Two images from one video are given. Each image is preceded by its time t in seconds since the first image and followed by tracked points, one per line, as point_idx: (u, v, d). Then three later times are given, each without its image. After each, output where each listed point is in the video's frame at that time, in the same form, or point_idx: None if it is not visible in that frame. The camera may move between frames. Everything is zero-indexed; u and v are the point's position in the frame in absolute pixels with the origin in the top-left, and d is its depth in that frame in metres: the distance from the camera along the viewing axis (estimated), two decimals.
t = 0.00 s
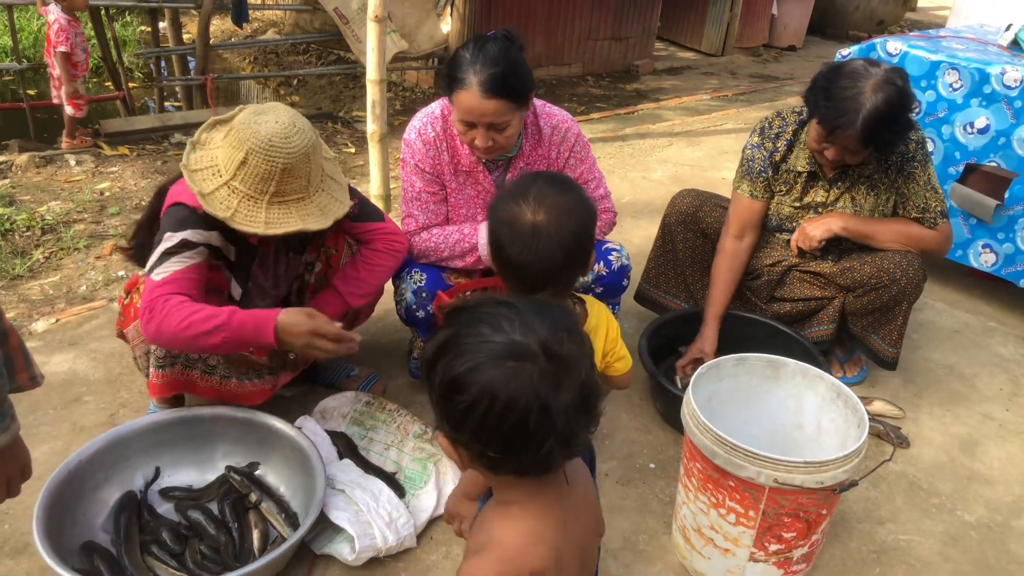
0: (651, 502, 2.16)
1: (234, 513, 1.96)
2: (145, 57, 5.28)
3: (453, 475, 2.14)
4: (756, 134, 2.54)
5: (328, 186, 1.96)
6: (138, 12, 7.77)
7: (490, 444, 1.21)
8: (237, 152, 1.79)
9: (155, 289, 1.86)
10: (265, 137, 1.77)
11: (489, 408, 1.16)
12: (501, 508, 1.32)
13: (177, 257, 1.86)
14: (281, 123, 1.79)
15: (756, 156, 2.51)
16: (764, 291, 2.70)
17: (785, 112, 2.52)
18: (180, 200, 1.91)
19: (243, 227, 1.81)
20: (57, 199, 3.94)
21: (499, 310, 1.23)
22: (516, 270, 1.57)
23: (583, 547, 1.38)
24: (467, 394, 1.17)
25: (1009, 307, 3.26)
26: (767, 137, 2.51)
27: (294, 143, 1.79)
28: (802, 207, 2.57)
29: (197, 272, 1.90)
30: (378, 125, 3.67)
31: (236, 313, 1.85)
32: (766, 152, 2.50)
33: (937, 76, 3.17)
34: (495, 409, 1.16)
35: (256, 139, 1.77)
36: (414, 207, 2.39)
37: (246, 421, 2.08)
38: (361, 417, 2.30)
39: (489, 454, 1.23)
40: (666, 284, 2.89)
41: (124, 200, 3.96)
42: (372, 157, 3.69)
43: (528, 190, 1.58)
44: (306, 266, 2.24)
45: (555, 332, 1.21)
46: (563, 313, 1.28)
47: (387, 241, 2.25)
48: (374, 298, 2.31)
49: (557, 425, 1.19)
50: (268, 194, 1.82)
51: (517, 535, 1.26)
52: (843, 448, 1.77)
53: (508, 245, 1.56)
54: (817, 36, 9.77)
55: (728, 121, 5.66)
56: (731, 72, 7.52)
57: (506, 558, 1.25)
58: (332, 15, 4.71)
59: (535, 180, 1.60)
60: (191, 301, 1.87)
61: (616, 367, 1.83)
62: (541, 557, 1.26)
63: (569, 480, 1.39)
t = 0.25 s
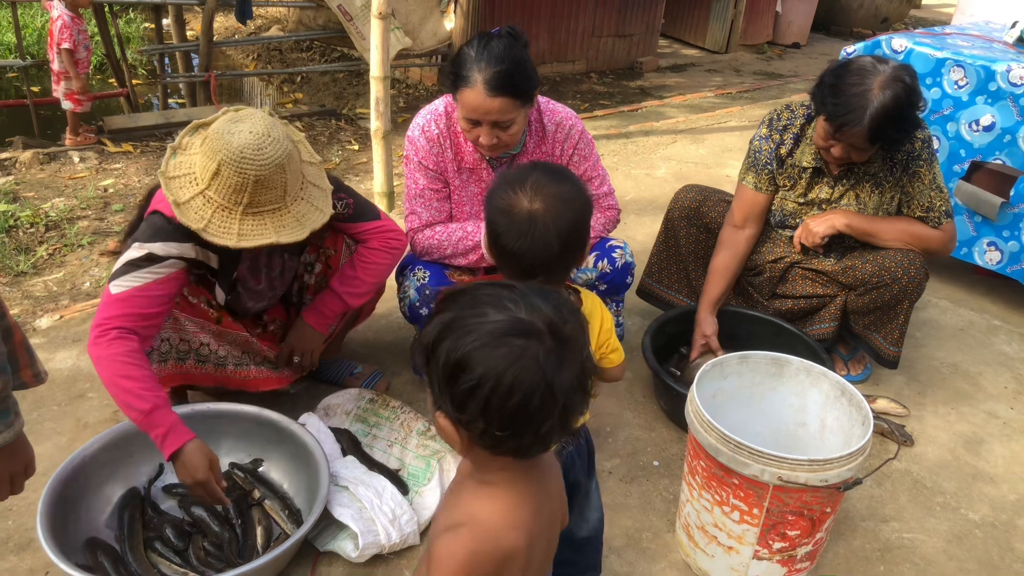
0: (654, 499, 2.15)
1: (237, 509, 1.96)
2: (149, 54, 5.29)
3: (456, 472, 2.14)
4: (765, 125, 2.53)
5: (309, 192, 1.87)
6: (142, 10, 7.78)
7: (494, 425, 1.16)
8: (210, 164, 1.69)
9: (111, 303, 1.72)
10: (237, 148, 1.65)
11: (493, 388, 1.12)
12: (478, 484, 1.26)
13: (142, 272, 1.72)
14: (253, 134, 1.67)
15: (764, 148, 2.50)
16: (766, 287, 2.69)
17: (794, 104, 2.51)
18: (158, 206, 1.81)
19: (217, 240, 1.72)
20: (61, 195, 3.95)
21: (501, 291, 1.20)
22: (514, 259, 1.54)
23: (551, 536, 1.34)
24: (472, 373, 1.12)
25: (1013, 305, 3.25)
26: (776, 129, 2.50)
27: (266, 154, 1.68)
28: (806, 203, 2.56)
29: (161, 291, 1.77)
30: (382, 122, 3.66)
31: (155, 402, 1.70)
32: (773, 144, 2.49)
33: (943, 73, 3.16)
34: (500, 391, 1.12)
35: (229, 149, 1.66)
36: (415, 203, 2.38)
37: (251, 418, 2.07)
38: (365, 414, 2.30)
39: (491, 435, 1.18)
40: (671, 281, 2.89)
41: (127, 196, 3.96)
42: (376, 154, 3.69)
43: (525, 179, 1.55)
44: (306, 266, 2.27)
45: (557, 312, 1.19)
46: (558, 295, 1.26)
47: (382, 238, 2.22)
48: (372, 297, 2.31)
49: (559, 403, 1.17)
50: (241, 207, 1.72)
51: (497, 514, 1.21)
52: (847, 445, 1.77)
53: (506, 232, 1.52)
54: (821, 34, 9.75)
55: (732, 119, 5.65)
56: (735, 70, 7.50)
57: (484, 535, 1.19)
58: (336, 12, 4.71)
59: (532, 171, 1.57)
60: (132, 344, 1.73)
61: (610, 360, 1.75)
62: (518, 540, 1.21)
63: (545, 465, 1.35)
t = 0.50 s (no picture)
0: (654, 495, 2.15)
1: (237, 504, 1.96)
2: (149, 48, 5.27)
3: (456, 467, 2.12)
4: (767, 119, 2.53)
5: (295, 194, 1.81)
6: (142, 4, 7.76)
7: (418, 389, 1.13)
8: (194, 171, 1.63)
9: (123, 315, 1.69)
10: (219, 153, 1.60)
11: (418, 351, 1.10)
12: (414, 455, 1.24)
13: (148, 278, 1.70)
14: (236, 137, 1.61)
15: (766, 141, 2.50)
16: (768, 283, 2.69)
17: (796, 99, 2.51)
18: (145, 204, 1.76)
19: (200, 246, 1.65)
20: (61, 190, 3.94)
21: (440, 263, 1.19)
22: (508, 250, 1.45)
23: (484, 516, 1.33)
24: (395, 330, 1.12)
25: (1015, 302, 3.24)
26: (778, 123, 2.50)
27: (248, 158, 1.62)
28: (808, 198, 2.56)
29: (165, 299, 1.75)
30: (382, 117, 3.65)
31: (190, 415, 1.73)
32: (776, 138, 2.48)
33: (945, 68, 3.15)
34: (424, 353, 1.10)
35: (210, 154, 1.61)
36: (415, 198, 2.37)
37: (252, 413, 2.06)
38: (365, 409, 2.29)
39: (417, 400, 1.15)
40: (672, 276, 2.88)
41: (127, 191, 3.95)
42: (376, 148, 3.68)
43: (516, 170, 1.48)
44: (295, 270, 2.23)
45: (492, 286, 1.18)
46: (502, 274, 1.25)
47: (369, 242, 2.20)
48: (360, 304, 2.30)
49: (485, 372, 1.13)
50: (226, 212, 1.66)
51: (428, 488, 1.18)
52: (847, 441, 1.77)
53: (498, 223, 1.45)
54: (823, 29, 9.72)
55: (733, 114, 5.64)
56: (737, 65, 7.48)
57: (412, 509, 1.17)
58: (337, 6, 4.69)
59: (524, 162, 1.50)
60: (153, 356, 1.73)
61: (608, 352, 1.63)
62: (447, 516, 1.20)
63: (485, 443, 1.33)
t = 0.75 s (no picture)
0: (654, 489, 2.15)
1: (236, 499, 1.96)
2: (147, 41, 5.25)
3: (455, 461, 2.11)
4: (767, 115, 2.52)
5: (290, 193, 1.77)
6: None
7: (289, 374, 1.12)
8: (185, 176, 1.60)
9: (153, 318, 1.70)
10: (209, 158, 1.56)
11: (287, 330, 1.10)
12: (315, 459, 1.21)
13: (164, 282, 1.71)
14: (226, 140, 1.57)
15: (766, 137, 2.49)
16: (767, 278, 2.69)
17: (795, 94, 2.50)
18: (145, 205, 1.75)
19: (196, 251, 1.63)
20: (59, 183, 3.93)
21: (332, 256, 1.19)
22: (506, 250, 1.37)
23: (393, 522, 1.30)
24: (269, 314, 1.12)
25: (1014, 297, 3.24)
26: (778, 118, 2.49)
27: (241, 162, 1.58)
28: (808, 193, 2.55)
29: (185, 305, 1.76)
30: (381, 111, 3.64)
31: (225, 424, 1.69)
32: (776, 133, 2.47)
33: (945, 63, 3.14)
34: (291, 334, 1.10)
35: (200, 159, 1.56)
36: (414, 193, 2.36)
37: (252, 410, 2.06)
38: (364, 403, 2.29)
39: (291, 388, 1.13)
40: (672, 272, 2.88)
41: (126, 185, 3.94)
42: (375, 143, 3.67)
43: (511, 167, 1.38)
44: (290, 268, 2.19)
45: (376, 275, 1.15)
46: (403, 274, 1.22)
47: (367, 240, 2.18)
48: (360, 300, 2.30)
49: (351, 359, 1.10)
50: (220, 216, 1.63)
51: (324, 493, 1.16)
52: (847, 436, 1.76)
53: (496, 223, 1.37)
54: (822, 23, 9.70)
55: (732, 109, 5.63)
56: (736, 60, 7.46)
57: (304, 515, 1.14)
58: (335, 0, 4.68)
59: (518, 158, 1.40)
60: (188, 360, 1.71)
61: (609, 348, 1.59)
62: (341, 523, 1.17)
63: (398, 447, 1.30)
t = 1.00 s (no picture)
0: (653, 486, 2.15)
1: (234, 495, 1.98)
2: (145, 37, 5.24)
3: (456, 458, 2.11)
4: (767, 111, 2.51)
5: (304, 192, 1.77)
6: None
7: (182, 376, 1.11)
8: (204, 175, 1.57)
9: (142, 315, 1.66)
10: (229, 157, 1.54)
11: (179, 329, 1.09)
12: (228, 461, 1.19)
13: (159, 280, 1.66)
14: (246, 139, 1.56)
15: (767, 133, 2.48)
16: (767, 274, 2.69)
17: (795, 91, 2.49)
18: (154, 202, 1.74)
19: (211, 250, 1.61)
20: (57, 179, 3.92)
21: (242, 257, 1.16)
22: (511, 255, 1.37)
23: (315, 521, 1.27)
24: (168, 314, 1.11)
25: (1013, 293, 3.24)
26: (778, 115, 2.48)
27: (260, 161, 1.57)
28: (808, 190, 2.54)
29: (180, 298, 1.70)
30: (380, 107, 3.63)
31: (197, 421, 1.64)
32: (776, 130, 2.46)
33: (945, 59, 3.13)
34: (181, 338, 1.09)
35: (220, 158, 1.55)
36: (418, 189, 2.34)
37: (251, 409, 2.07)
38: (364, 400, 2.28)
39: (185, 388, 1.13)
40: (672, 268, 2.88)
41: (124, 181, 3.94)
42: (374, 138, 3.66)
43: (515, 169, 1.38)
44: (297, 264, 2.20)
45: (275, 280, 1.11)
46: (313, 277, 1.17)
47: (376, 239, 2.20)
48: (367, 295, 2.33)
49: (239, 370, 1.07)
50: (239, 215, 1.61)
51: (235, 494, 1.14)
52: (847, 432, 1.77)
53: (502, 227, 1.36)
54: (822, 19, 9.69)
55: (732, 105, 5.62)
56: (735, 56, 7.45)
57: (215, 517, 1.12)
58: None
59: (523, 159, 1.40)
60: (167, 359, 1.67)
61: (618, 348, 1.59)
62: (255, 524, 1.15)
63: (315, 442, 1.28)
